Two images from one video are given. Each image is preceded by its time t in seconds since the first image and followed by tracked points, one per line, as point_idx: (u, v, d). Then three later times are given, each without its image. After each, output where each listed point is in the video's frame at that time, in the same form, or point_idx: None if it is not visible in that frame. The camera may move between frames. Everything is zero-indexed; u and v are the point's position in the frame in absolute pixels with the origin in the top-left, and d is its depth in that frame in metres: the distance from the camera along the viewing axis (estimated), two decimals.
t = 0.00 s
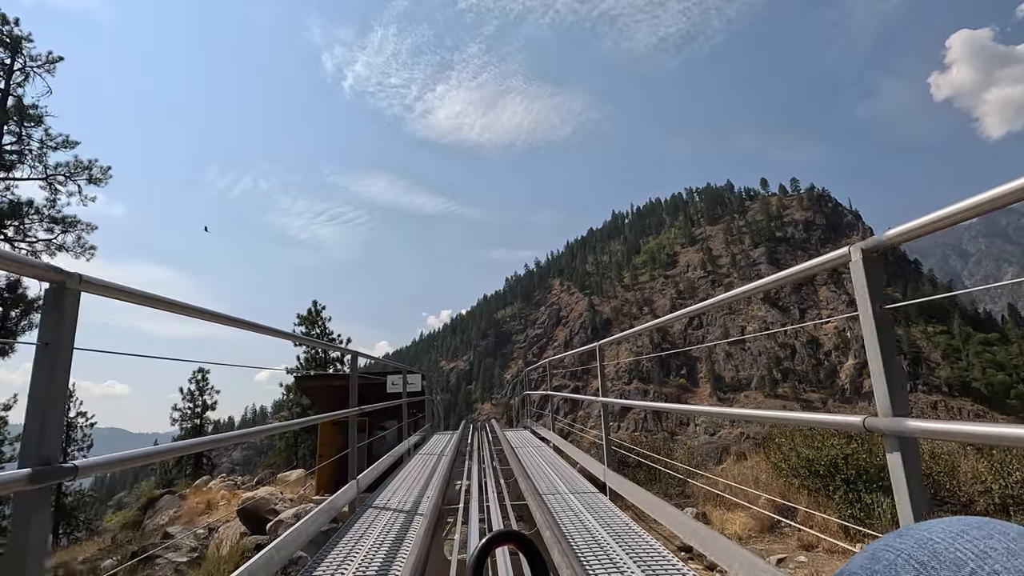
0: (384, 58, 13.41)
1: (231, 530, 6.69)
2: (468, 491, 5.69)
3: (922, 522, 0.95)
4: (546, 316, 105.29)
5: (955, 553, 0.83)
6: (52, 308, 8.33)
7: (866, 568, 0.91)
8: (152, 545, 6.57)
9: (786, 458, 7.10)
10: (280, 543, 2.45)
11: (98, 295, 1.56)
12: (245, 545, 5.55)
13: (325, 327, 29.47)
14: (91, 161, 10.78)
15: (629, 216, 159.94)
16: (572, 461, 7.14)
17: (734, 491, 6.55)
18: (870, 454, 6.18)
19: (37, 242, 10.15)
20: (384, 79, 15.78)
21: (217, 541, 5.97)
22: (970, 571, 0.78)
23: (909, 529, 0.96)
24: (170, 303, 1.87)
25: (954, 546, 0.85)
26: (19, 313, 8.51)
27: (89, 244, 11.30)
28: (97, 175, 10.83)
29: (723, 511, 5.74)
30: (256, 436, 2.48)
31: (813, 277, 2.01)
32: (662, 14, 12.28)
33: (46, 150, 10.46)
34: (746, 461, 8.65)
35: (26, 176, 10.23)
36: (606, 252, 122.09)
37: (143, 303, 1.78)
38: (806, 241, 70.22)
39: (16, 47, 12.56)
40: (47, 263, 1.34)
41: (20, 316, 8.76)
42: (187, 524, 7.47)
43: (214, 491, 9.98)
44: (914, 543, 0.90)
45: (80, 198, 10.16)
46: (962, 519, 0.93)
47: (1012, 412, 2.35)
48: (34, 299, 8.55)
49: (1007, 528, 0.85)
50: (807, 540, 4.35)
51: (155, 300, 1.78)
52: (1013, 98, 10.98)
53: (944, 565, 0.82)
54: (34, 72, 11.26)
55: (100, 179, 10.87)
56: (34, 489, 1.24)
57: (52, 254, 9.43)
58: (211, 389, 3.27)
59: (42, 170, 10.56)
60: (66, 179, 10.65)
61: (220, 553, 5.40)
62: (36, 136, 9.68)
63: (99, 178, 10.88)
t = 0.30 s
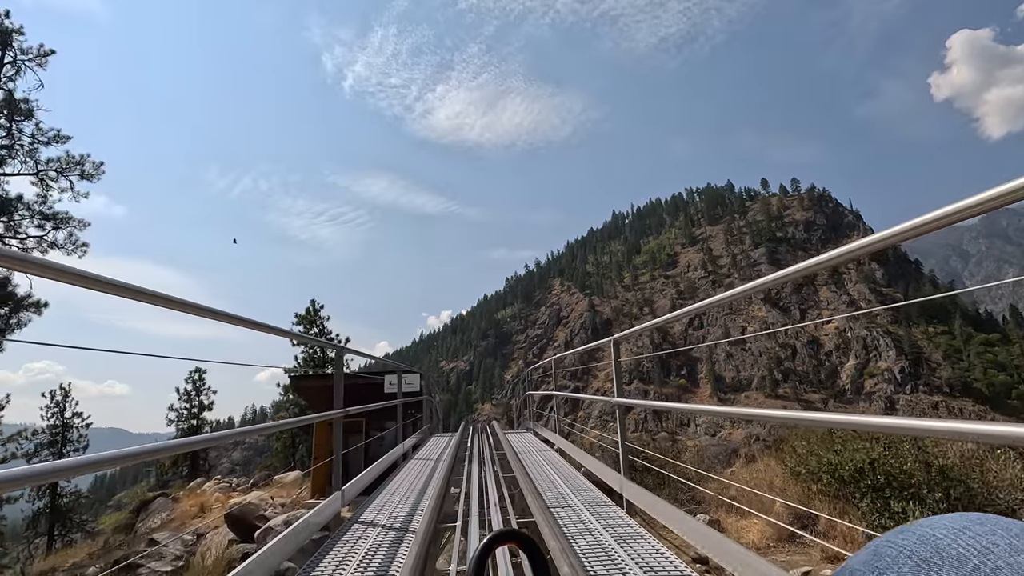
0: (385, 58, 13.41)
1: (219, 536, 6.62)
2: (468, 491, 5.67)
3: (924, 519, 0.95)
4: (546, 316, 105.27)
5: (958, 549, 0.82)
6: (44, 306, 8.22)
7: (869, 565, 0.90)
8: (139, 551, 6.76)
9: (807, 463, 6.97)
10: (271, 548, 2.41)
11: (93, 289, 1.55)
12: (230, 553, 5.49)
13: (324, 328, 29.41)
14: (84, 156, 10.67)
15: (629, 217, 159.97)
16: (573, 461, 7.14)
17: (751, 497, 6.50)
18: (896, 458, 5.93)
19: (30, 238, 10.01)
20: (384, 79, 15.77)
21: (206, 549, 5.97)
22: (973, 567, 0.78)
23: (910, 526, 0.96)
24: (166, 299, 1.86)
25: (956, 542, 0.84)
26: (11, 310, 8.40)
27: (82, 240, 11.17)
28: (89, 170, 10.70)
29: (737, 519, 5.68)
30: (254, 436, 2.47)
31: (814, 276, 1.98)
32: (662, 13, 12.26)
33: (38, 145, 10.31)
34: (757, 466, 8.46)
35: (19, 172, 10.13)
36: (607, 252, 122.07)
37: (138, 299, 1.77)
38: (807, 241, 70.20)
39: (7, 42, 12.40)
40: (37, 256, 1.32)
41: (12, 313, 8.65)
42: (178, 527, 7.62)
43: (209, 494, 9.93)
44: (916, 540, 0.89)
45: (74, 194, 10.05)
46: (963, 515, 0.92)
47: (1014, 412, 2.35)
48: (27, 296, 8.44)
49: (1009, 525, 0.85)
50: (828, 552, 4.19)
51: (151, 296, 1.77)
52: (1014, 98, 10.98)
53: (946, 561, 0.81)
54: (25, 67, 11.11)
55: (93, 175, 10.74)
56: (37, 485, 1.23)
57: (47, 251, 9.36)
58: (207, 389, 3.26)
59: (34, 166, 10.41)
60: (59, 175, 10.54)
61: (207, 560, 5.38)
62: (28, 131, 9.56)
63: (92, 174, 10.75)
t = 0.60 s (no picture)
0: (384, 59, 13.43)
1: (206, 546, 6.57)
2: (468, 490, 5.66)
3: (919, 515, 0.94)
4: (546, 317, 105.28)
5: (951, 544, 0.82)
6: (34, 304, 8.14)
7: (863, 560, 0.90)
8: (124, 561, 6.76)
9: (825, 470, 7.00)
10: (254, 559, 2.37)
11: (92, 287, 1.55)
12: (213, 566, 5.41)
13: (319, 325, 29.44)
14: (75, 152, 10.62)
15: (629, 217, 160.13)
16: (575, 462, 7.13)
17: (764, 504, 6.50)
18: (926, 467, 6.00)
19: (20, 235, 9.92)
20: (384, 80, 15.80)
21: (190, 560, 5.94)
22: (967, 562, 0.77)
23: (906, 521, 0.95)
24: (163, 297, 1.84)
25: (950, 538, 0.84)
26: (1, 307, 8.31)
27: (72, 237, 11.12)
28: (80, 166, 10.63)
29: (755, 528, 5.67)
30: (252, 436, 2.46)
31: (814, 275, 1.97)
32: (662, 15, 12.28)
33: (28, 141, 10.21)
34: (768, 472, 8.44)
35: (8, 168, 10.04)
36: (607, 252, 122.16)
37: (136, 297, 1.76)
38: (807, 241, 70.24)
39: None
40: (33, 253, 1.31)
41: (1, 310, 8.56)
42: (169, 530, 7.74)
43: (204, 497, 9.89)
44: (911, 535, 0.89)
45: (64, 190, 10.01)
46: (959, 510, 0.91)
47: (1014, 414, 2.37)
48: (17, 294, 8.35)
49: (1006, 520, 0.84)
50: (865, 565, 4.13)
51: (148, 293, 1.75)
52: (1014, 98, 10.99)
53: (941, 556, 0.81)
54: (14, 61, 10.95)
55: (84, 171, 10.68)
56: (32, 484, 1.22)
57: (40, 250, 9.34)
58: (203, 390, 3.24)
59: (24, 162, 10.31)
60: (50, 171, 10.50)
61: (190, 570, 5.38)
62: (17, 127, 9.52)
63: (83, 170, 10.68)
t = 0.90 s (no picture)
0: (384, 60, 13.42)
1: (189, 558, 6.55)
2: (468, 490, 5.65)
3: (918, 512, 0.93)
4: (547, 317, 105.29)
5: (948, 542, 0.81)
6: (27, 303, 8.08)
7: (861, 558, 0.89)
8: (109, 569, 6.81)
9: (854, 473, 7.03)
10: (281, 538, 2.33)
11: (94, 285, 1.55)
12: None
13: (318, 324, 29.45)
14: (66, 148, 10.56)
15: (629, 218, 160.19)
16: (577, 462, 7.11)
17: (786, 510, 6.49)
18: (965, 474, 6.02)
19: (11, 232, 9.83)
20: (383, 80, 15.79)
21: None
22: (965, 561, 0.76)
23: (904, 519, 0.94)
24: (164, 296, 1.84)
25: (948, 535, 0.83)
26: None
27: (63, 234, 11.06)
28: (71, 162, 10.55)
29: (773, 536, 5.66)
30: (251, 437, 2.45)
31: (812, 276, 1.96)
32: (662, 15, 12.27)
33: (19, 137, 10.14)
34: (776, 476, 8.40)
35: None
36: (607, 253, 122.18)
37: (136, 295, 1.76)
38: (808, 242, 70.25)
39: None
40: (33, 251, 1.30)
41: None
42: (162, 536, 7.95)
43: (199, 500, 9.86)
44: (908, 533, 0.88)
45: (56, 187, 9.96)
46: (955, 507, 0.91)
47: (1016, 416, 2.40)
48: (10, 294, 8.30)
49: (1001, 517, 0.84)
50: None
51: (149, 292, 1.75)
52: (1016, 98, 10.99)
53: (937, 554, 0.80)
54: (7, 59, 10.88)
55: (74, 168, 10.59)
56: (28, 484, 1.21)
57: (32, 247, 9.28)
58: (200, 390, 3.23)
59: (15, 158, 10.23)
60: (41, 168, 10.44)
61: None
62: (8, 123, 9.46)
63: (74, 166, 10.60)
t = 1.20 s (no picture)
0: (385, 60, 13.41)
1: (178, 563, 6.57)
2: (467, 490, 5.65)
3: (919, 516, 0.93)
4: (547, 318, 105.35)
5: (950, 548, 0.81)
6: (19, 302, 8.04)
7: (863, 563, 0.88)
8: None
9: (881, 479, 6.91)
10: (279, 541, 2.34)
11: (90, 283, 1.54)
12: None
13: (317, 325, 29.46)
14: (57, 143, 10.54)
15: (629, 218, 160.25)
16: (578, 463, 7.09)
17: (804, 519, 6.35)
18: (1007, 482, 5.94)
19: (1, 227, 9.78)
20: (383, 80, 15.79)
21: None
22: (966, 566, 0.76)
23: (905, 523, 0.94)
24: (163, 295, 1.84)
25: (949, 540, 0.82)
26: None
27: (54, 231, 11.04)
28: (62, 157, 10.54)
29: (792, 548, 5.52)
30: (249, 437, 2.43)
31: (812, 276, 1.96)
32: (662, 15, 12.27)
33: (9, 133, 10.12)
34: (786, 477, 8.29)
35: None
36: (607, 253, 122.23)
37: (132, 294, 1.74)
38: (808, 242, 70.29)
39: None
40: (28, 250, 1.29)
41: None
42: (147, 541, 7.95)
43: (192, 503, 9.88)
44: (910, 538, 0.87)
45: (46, 182, 9.94)
46: (957, 512, 0.90)
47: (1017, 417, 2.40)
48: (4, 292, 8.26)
49: (1002, 522, 0.83)
50: None
51: (147, 292, 1.75)
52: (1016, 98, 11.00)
53: (940, 560, 0.79)
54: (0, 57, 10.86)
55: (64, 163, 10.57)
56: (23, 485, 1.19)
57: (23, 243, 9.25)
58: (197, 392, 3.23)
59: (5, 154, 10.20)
60: (31, 163, 10.42)
61: None
62: None
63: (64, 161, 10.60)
